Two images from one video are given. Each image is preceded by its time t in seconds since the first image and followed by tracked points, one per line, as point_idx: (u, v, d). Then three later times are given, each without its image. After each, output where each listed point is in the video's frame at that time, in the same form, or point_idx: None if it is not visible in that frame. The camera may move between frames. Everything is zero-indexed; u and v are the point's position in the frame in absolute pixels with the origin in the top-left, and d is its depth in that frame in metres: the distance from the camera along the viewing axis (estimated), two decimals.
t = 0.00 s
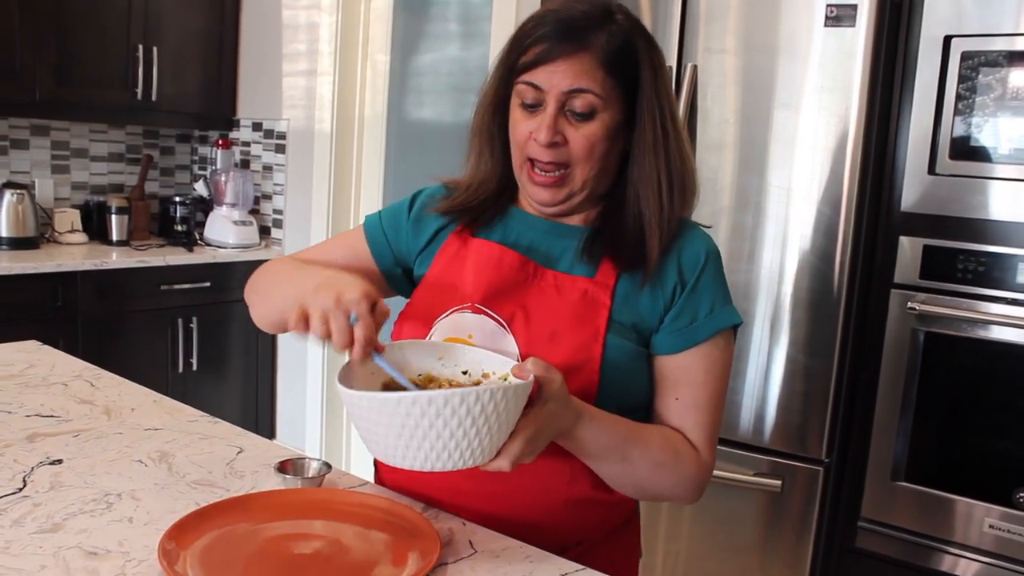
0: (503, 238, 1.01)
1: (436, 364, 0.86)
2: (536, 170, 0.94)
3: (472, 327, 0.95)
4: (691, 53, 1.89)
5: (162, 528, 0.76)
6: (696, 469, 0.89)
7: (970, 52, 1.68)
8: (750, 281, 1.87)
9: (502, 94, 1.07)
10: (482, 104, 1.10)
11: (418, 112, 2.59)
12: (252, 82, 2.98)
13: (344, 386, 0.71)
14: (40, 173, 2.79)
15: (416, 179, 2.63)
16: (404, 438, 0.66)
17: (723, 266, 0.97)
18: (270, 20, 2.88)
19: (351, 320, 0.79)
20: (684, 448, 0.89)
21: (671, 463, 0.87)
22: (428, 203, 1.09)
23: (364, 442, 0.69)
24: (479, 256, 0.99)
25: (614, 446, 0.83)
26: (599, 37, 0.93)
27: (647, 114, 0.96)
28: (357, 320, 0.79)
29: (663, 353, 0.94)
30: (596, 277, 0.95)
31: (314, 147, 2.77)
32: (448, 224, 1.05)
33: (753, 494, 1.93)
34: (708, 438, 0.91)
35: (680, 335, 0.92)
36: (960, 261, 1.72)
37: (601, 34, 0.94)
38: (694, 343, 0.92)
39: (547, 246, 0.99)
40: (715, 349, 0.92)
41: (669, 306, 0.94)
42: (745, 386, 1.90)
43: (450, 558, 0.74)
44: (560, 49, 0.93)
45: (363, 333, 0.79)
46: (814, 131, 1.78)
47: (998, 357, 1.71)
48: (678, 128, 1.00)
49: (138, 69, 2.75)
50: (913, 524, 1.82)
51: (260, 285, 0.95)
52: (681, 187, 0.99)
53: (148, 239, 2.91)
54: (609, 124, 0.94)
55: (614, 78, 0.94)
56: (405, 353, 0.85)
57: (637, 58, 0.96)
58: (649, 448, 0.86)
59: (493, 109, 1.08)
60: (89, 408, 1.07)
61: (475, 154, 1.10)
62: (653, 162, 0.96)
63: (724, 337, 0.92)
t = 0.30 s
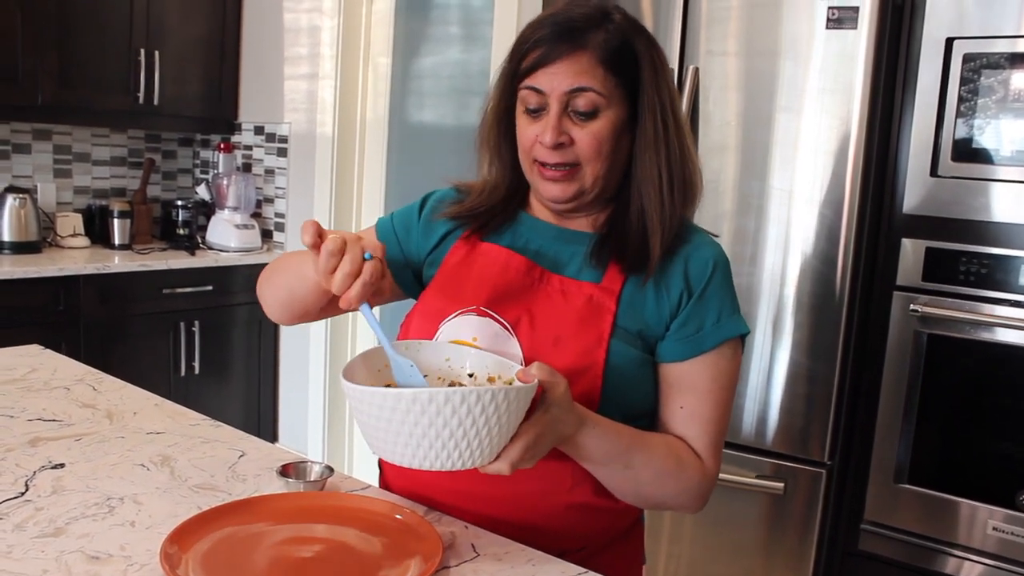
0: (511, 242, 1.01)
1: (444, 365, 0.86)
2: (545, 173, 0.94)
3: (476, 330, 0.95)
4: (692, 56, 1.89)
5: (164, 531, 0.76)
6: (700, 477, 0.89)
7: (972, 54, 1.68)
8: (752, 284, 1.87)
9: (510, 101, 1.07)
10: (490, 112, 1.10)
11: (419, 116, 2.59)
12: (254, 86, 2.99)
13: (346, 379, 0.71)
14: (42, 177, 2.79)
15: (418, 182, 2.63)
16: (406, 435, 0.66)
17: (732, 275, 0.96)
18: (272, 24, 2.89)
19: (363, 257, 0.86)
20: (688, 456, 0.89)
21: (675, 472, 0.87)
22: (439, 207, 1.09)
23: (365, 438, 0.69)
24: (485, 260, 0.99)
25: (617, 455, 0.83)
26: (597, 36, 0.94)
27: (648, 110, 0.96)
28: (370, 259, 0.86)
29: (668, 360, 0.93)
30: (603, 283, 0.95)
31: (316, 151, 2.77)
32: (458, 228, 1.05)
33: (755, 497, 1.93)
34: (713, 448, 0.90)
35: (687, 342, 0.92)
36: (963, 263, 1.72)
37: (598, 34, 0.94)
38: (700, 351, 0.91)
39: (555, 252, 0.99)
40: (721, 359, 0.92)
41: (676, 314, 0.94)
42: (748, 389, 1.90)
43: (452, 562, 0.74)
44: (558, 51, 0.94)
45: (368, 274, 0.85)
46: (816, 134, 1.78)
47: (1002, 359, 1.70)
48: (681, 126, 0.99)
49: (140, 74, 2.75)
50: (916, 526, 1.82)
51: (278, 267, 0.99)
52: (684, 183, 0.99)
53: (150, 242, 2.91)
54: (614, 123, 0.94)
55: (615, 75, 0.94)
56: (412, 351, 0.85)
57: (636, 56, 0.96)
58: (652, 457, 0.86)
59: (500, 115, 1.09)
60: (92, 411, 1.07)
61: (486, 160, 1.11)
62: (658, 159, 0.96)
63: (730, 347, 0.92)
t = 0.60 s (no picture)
0: (519, 247, 1.01)
1: (451, 379, 0.86)
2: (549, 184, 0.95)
3: (483, 334, 0.96)
4: (692, 58, 1.90)
5: (165, 535, 0.76)
6: (704, 485, 0.89)
7: (972, 56, 1.68)
8: (753, 286, 1.87)
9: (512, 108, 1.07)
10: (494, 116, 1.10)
11: (420, 119, 2.59)
12: (255, 90, 2.99)
13: (356, 397, 0.71)
14: (43, 181, 2.80)
15: (418, 185, 2.63)
16: (418, 457, 0.66)
17: (738, 284, 0.96)
18: (272, 28, 2.89)
19: (379, 289, 0.82)
20: (693, 466, 0.89)
21: (680, 482, 0.87)
22: (444, 211, 1.09)
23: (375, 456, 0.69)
24: (492, 267, 1.00)
25: (625, 467, 0.83)
26: (589, 41, 0.95)
27: (644, 109, 0.95)
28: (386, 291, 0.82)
29: (674, 369, 0.93)
30: (609, 290, 0.95)
31: (316, 154, 2.78)
32: (464, 231, 1.06)
33: (757, 499, 1.92)
34: (716, 457, 0.91)
35: (692, 352, 0.92)
36: (964, 265, 1.72)
37: (590, 38, 0.95)
38: (706, 361, 0.91)
39: (562, 257, 0.99)
40: (726, 368, 0.92)
41: (683, 322, 0.93)
42: (748, 392, 1.90)
43: (452, 565, 0.74)
44: (551, 59, 0.95)
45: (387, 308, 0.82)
46: (816, 137, 1.78)
47: (1003, 362, 1.70)
48: (679, 126, 0.99)
49: (141, 77, 2.76)
50: (918, 528, 1.82)
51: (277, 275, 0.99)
52: (684, 183, 0.98)
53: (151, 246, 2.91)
54: (614, 127, 0.94)
55: (610, 77, 0.94)
56: (420, 365, 0.86)
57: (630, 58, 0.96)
58: (658, 468, 0.86)
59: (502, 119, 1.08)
60: (93, 415, 1.07)
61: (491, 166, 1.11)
62: (658, 159, 0.95)
63: (736, 356, 0.92)
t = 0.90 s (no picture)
0: (514, 249, 1.02)
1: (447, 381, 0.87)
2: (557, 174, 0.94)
3: (479, 337, 0.96)
4: (692, 59, 1.90)
5: (166, 535, 0.76)
6: (703, 486, 0.89)
7: (972, 56, 1.69)
8: (753, 287, 1.87)
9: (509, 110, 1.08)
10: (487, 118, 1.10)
11: (420, 120, 2.60)
12: (255, 92, 3.00)
13: (356, 396, 0.71)
14: (44, 183, 2.80)
15: (418, 187, 2.63)
16: (424, 455, 0.66)
17: (735, 284, 0.96)
18: (272, 30, 2.90)
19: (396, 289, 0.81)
20: (692, 466, 0.89)
21: (678, 484, 0.87)
22: (439, 215, 1.10)
23: (374, 453, 0.69)
24: (488, 268, 1.00)
25: (625, 468, 0.83)
26: (593, 32, 0.97)
27: (647, 100, 0.96)
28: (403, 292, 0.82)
29: (671, 369, 0.93)
30: (604, 292, 0.95)
31: (317, 156, 2.78)
32: (457, 235, 1.06)
33: (757, 500, 1.93)
34: (714, 457, 0.91)
35: (689, 353, 0.92)
36: (963, 265, 1.72)
37: (593, 30, 0.97)
38: (703, 360, 0.91)
39: (559, 258, 0.99)
40: (723, 368, 0.92)
41: (680, 323, 0.94)
42: (749, 392, 1.90)
43: (452, 565, 0.74)
44: (555, 49, 0.97)
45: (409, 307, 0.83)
46: (816, 137, 1.78)
47: (1004, 361, 1.70)
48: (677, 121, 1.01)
49: (142, 79, 2.76)
50: (918, 528, 1.82)
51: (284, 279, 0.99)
52: (680, 178, 1.00)
53: (152, 248, 2.91)
54: (621, 114, 0.95)
55: (616, 66, 0.96)
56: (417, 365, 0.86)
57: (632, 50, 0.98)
58: (658, 469, 0.86)
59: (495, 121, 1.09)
60: (94, 416, 1.07)
61: (483, 169, 1.12)
62: (662, 149, 0.97)
63: (733, 356, 0.92)
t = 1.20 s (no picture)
0: (508, 253, 1.02)
1: (445, 381, 0.87)
2: (553, 170, 0.94)
3: (474, 341, 0.96)
4: (690, 61, 1.91)
5: (165, 536, 0.77)
6: (699, 488, 0.90)
7: (969, 58, 1.69)
8: (751, 289, 1.88)
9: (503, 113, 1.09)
10: (482, 121, 1.11)
11: (418, 122, 2.60)
12: (253, 93, 3.00)
13: (353, 397, 0.71)
14: (42, 184, 2.80)
15: (417, 188, 2.63)
16: (420, 457, 0.66)
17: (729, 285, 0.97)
18: (271, 31, 2.90)
19: (362, 294, 0.83)
20: (688, 468, 0.90)
21: (675, 485, 0.87)
22: (433, 220, 1.10)
23: (370, 453, 0.69)
24: (481, 272, 0.99)
25: (622, 471, 0.83)
26: (587, 32, 0.98)
27: (643, 100, 0.97)
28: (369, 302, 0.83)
29: (667, 372, 0.94)
30: (599, 294, 0.96)
31: (315, 157, 2.78)
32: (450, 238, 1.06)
33: (755, 501, 1.93)
34: (710, 459, 0.92)
35: (685, 355, 0.92)
36: (960, 267, 1.73)
37: (587, 30, 0.98)
38: (699, 363, 0.92)
39: (553, 260, 1.00)
40: (719, 371, 0.92)
41: (675, 326, 0.94)
42: (747, 394, 1.90)
43: (450, 567, 0.74)
44: (550, 48, 0.97)
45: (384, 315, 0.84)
46: (814, 139, 1.78)
47: (1000, 362, 1.70)
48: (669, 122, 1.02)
49: (140, 79, 2.76)
50: (916, 529, 1.82)
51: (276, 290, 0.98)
52: (673, 179, 1.01)
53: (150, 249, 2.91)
54: (616, 113, 0.96)
55: (611, 66, 0.97)
56: (414, 365, 0.86)
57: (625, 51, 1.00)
58: (655, 471, 0.86)
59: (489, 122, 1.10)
60: (92, 418, 1.07)
61: (475, 173, 1.12)
62: (656, 148, 0.97)
63: (728, 358, 0.93)
